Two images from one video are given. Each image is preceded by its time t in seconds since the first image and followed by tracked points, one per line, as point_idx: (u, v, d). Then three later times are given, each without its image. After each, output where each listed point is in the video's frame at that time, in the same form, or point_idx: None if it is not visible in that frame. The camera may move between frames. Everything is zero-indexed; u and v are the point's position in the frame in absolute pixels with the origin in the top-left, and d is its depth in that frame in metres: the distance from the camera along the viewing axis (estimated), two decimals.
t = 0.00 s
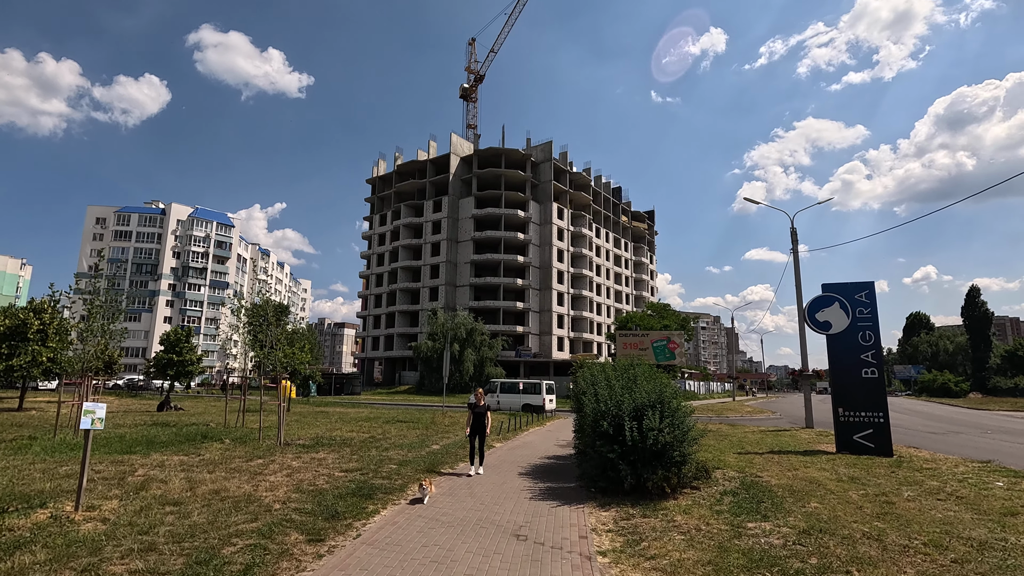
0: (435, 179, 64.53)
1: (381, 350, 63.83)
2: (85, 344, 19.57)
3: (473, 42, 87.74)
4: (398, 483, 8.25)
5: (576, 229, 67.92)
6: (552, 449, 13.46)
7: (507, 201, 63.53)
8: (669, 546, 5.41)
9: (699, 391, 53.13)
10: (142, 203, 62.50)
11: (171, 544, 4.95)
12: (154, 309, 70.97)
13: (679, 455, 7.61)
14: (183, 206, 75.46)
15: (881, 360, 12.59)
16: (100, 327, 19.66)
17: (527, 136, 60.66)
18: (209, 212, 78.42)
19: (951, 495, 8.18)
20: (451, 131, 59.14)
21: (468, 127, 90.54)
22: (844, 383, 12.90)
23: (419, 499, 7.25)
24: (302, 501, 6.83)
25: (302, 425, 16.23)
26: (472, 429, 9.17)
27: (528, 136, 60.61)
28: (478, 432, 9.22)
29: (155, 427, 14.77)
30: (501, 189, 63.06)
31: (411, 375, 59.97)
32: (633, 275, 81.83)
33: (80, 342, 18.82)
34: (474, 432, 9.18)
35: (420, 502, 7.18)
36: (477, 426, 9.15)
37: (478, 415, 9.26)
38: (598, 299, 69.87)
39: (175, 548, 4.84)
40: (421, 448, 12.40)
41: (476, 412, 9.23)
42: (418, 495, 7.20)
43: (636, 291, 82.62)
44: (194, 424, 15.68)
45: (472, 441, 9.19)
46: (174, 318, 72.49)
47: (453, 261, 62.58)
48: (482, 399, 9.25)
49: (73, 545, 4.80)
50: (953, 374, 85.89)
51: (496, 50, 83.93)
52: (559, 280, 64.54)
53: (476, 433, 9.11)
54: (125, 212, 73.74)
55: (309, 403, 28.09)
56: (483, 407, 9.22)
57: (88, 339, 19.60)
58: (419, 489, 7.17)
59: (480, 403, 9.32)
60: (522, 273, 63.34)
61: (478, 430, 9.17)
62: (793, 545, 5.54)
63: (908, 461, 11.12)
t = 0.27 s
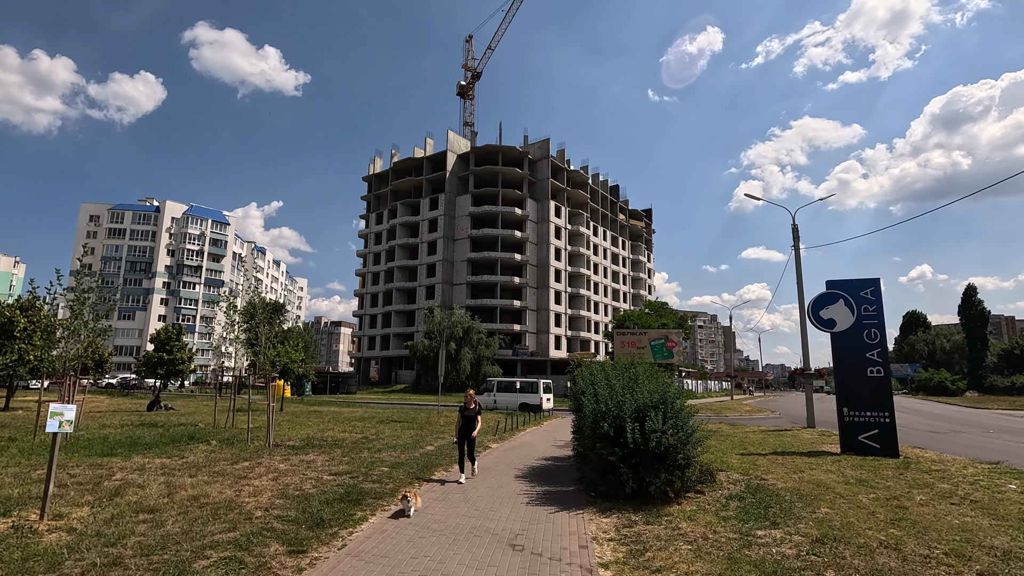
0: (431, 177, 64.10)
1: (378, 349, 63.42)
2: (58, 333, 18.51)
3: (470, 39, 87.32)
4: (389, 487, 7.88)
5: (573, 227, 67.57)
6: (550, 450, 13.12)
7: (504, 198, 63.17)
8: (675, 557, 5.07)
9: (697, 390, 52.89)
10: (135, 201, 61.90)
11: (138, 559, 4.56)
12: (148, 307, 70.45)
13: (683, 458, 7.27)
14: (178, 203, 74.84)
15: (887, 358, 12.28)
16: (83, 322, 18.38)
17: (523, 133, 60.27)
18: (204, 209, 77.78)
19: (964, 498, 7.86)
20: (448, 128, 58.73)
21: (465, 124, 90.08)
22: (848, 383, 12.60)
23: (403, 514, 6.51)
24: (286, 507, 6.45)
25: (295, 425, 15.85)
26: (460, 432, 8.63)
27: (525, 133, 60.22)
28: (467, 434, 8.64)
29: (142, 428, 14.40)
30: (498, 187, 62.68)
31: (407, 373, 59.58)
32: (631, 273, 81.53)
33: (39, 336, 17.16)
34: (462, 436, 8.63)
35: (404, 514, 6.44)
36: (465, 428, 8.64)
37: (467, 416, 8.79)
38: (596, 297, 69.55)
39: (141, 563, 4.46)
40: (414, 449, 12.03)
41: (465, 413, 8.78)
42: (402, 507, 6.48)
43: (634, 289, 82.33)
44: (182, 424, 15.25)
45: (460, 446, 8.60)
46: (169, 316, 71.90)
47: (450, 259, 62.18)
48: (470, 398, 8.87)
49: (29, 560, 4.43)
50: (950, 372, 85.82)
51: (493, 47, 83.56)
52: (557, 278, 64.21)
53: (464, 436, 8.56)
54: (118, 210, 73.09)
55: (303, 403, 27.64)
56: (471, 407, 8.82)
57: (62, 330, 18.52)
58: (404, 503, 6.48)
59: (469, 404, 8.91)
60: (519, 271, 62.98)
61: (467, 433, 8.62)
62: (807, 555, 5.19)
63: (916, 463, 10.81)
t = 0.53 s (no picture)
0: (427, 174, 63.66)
1: (373, 347, 62.99)
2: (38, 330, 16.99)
3: (466, 36, 86.91)
4: (375, 490, 7.52)
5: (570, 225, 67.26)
6: (546, 449, 12.78)
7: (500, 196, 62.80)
8: (678, 567, 4.74)
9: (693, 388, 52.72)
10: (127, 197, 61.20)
11: (95, 572, 4.19)
12: (141, 305, 69.82)
13: (685, 459, 6.94)
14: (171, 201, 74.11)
15: (891, 356, 12.00)
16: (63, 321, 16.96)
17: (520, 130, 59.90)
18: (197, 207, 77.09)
19: (975, 501, 7.56)
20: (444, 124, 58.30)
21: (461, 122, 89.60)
22: (851, 381, 12.31)
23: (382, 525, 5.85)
24: (264, 512, 6.08)
25: (284, 425, 15.45)
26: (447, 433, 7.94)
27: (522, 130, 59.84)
28: (454, 436, 7.97)
29: (126, 427, 13.99)
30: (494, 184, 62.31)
31: (403, 372, 59.18)
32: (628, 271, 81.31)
33: (10, 332, 15.86)
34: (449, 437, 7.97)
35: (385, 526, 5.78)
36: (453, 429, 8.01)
37: (454, 417, 8.16)
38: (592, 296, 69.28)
39: None
40: (406, 450, 11.66)
41: (451, 413, 8.14)
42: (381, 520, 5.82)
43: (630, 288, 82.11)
44: (168, 424, 14.82)
45: (447, 449, 7.89)
46: (162, 314, 71.26)
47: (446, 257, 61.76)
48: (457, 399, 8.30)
49: None
50: (946, 371, 85.97)
51: (489, 44, 83.19)
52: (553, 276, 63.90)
53: (452, 437, 7.90)
54: (111, 207, 72.30)
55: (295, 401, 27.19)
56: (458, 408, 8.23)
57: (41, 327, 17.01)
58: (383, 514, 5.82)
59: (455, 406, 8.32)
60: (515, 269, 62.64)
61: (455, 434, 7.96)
62: (818, 564, 4.86)
63: (921, 463, 10.52)
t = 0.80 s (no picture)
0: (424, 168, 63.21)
1: (370, 342, 62.67)
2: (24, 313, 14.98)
3: (464, 30, 86.38)
4: (366, 490, 7.22)
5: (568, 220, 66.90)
6: (544, 446, 12.53)
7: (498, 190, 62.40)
8: (684, 572, 4.49)
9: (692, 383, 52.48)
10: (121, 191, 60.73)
11: None
12: (136, 300, 69.42)
13: (690, 458, 6.67)
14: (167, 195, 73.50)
15: (896, 351, 11.74)
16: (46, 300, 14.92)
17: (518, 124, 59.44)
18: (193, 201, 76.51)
19: (990, 501, 7.31)
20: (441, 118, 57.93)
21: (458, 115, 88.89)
22: (855, 376, 12.06)
23: (364, 541, 5.27)
24: (250, 514, 5.77)
25: (277, 421, 15.13)
26: (437, 433, 7.40)
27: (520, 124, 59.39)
28: (446, 435, 7.48)
29: (116, 423, 13.68)
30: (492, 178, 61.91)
31: (400, 367, 58.87)
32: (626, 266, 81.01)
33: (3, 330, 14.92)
34: (440, 437, 7.47)
35: (366, 542, 5.20)
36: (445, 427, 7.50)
37: (444, 415, 7.61)
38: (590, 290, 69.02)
39: None
40: (400, 446, 11.40)
41: (441, 411, 7.59)
42: (363, 534, 5.25)
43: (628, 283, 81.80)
44: (158, 420, 14.47)
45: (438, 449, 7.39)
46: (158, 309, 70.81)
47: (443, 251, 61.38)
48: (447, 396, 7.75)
49: None
50: (943, 366, 85.95)
51: (487, 37, 83.63)
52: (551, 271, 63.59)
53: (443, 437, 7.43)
54: (105, 201, 71.63)
55: (290, 396, 26.87)
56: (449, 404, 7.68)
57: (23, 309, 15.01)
58: (365, 527, 5.22)
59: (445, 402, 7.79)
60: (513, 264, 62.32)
61: (448, 434, 7.47)
62: (833, 571, 4.59)
63: (928, 460, 10.28)
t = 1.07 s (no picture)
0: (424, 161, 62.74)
1: (370, 337, 62.41)
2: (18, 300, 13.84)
3: (464, 22, 85.69)
4: (362, 490, 6.90)
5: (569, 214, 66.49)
6: (546, 442, 12.25)
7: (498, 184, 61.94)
8: None
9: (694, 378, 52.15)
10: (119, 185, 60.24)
11: None
12: (136, 295, 69.10)
13: (701, 456, 6.33)
14: (165, 189, 73.06)
15: (909, 344, 11.40)
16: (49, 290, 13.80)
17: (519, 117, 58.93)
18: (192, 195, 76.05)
19: (1014, 501, 6.99)
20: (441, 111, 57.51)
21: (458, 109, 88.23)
22: (866, 371, 11.73)
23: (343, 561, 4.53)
24: (238, 516, 5.45)
25: (273, 417, 14.79)
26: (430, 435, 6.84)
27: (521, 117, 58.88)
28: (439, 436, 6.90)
29: (109, 419, 13.36)
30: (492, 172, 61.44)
31: (401, 362, 58.62)
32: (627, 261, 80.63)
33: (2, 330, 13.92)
34: (433, 437, 6.88)
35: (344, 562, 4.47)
36: (438, 429, 6.86)
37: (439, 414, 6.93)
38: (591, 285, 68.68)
39: None
40: (399, 443, 11.10)
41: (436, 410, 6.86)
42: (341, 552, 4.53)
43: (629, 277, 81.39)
44: (152, 416, 14.14)
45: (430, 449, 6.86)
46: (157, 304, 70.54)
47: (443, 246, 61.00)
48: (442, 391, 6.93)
49: None
50: (946, 360, 85.53)
51: (487, 29, 83.04)
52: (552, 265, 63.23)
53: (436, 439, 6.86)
54: (103, 195, 71.18)
55: (289, 391, 26.59)
56: (444, 402, 6.92)
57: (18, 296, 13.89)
58: (341, 546, 4.49)
59: (439, 397, 7.03)
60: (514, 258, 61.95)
61: (441, 436, 6.86)
62: None
63: (943, 458, 9.95)
